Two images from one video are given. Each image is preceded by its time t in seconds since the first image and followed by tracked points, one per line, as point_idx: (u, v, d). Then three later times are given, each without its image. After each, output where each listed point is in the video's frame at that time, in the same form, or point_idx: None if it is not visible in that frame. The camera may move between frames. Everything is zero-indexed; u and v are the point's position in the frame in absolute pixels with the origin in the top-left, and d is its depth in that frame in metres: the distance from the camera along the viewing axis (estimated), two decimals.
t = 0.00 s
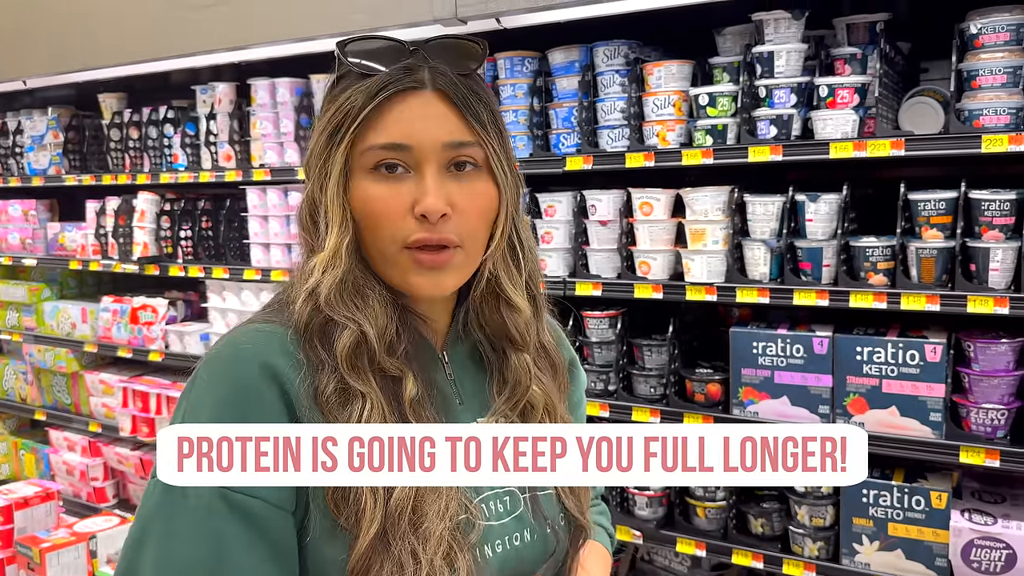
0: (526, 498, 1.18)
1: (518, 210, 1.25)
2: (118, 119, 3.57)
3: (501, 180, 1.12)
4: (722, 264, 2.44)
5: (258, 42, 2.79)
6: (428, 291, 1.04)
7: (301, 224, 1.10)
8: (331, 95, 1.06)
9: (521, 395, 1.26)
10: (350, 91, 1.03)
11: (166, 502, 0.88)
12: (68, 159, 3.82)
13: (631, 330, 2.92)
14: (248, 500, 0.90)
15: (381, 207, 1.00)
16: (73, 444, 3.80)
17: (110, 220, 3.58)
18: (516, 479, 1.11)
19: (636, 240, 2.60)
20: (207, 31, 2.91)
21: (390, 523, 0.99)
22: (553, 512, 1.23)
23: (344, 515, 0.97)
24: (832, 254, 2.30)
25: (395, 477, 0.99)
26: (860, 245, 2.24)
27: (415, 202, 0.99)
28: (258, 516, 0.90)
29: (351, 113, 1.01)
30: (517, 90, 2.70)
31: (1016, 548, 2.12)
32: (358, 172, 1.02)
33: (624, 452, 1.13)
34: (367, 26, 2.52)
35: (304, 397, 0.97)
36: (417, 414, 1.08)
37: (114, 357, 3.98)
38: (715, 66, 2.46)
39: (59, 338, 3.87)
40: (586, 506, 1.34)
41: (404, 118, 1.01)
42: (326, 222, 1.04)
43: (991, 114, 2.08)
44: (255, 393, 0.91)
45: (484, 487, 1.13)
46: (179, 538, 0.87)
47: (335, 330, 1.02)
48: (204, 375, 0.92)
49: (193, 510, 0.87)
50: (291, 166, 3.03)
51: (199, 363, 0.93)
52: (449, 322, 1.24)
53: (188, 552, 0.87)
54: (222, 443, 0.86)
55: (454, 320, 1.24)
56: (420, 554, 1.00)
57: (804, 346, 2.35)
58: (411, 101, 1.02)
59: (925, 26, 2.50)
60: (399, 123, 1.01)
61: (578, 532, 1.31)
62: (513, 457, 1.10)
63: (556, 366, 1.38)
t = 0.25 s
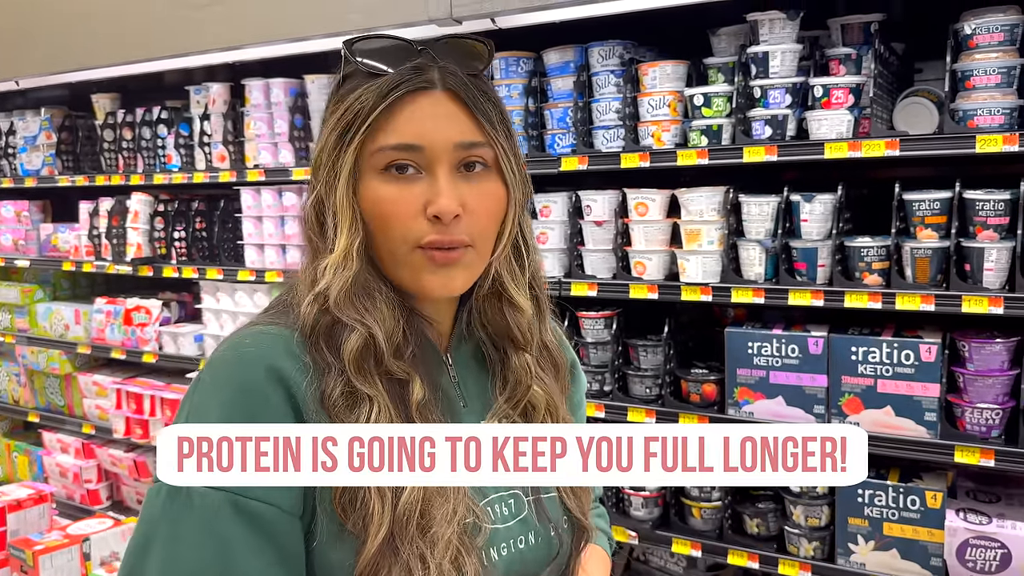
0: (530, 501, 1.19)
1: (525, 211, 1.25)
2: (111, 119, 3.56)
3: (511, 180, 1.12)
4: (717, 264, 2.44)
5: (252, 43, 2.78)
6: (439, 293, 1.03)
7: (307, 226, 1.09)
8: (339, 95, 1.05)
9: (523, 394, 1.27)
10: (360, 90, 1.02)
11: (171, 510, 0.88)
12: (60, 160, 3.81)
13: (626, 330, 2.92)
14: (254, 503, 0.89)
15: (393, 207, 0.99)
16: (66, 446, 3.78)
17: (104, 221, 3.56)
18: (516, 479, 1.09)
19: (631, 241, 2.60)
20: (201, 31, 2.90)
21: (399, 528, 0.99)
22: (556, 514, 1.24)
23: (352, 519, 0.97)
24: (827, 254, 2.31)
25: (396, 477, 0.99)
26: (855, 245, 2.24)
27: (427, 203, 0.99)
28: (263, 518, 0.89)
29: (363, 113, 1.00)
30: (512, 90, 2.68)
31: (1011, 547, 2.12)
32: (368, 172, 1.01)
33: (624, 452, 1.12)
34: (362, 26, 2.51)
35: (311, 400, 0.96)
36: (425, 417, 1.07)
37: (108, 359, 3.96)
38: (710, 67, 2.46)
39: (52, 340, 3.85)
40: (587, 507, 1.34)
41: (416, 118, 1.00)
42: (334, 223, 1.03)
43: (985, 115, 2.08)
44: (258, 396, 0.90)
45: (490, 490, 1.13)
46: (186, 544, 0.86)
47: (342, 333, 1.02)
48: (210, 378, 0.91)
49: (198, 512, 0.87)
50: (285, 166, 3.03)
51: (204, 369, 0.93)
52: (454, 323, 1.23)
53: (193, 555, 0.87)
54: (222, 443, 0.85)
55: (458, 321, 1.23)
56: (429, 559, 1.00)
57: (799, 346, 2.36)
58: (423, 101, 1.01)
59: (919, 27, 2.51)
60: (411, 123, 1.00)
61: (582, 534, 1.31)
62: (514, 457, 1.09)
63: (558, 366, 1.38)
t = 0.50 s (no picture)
0: (532, 501, 1.19)
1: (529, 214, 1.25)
2: (102, 120, 3.54)
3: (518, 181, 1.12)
4: (711, 264, 2.44)
5: (244, 43, 2.77)
6: (451, 297, 1.03)
7: (312, 230, 1.06)
8: (346, 97, 1.02)
9: (527, 394, 1.27)
10: (369, 91, 1.00)
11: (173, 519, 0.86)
12: (52, 161, 3.79)
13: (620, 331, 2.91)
14: (263, 509, 0.88)
15: (405, 210, 0.98)
16: (58, 447, 3.77)
17: (95, 222, 3.55)
18: (516, 479, 1.09)
19: (624, 241, 2.59)
20: (192, 31, 2.89)
21: (410, 536, 1.00)
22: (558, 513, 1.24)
23: (361, 526, 0.97)
24: (820, 254, 2.31)
25: (395, 477, 0.99)
26: (848, 245, 2.24)
27: (441, 206, 0.98)
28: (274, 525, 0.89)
29: (373, 115, 0.98)
30: (505, 90, 2.67)
31: (1004, 546, 2.12)
32: (378, 176, 0.99)
33: (624, 452, 1.11)
34: (355, 26, 2.51)
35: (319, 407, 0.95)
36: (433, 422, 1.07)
37: (100, 360, 3.94)
38: (703, 67, 2.45)
39: (43, 341, 3.83)
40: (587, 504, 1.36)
41: (429, 120, 0.99)
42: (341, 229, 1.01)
43: (978, 115, 2.08)
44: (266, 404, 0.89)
45: (495, 492, 1.13)
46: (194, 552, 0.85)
47: (350, 339, 1.01)
48: (216, 383, 0.90)
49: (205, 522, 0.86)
50: (278, 167, 3.01)
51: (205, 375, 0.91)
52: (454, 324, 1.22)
53: (200, 560, 0.86)
54: (222, 443, 0.84)
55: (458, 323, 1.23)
56: (439, 566, 1.01)
57: (792, 345, 2.35)
58: (434, 102, 1.00)
59: (912, 27, 2.51)
60: (424, 125, 0.99)
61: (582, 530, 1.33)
62: (513, 457, 1.08)
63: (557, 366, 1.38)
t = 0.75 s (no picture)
0: (538, 499, 1.15)
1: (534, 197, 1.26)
2: (94, 120, 3.52)
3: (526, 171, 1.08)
4: (705, 266, 2.43)
5: (237, 44, 2.76)
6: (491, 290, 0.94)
7: (317, 230, 0.93)
8: (368, 91, 0.88)
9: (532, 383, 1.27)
10: (403, 87, 0.87)
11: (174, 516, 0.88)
12: (43, 162, 3.76)
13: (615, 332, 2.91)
14: (234, 531, 0.85)
15: (446, 210, 0.87)
16: (49, 450, 3.74)
17: (87, 223, 3.53)
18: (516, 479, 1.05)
19: (619, 242, 2.59)
20: (185, 31, 2.87)
21: (423, 550, 0.95)
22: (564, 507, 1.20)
23: (372, 540, 0.92)
24: (815, 256, 2.31)
25: (395, 476, 0.93)
26: (843, 246, 2.24)
27: (482, 202, 0.88)
28: (257, 551, 0.85)
29: (414, 114, 0.86)
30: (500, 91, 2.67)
31: (998, 547, 2.13)
32: (415, 176, 0.87)
33: (624, 451, 1.10)
34: (349, 27, 2.50)
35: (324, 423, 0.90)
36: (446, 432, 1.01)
37: (91, 362, 3.92)
38: (697, 68, 2.45)
39: (34, 343, 3.81)
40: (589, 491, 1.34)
41: (467, 115, 0.90)
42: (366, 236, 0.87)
43: (972, 116, 2.08)
44: (256, 423, 0.85)
45: (499, 493, 1.08)
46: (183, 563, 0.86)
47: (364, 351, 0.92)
48: (208, 399, 0.86)
49: (190, 540, 0.85)
50: (271, 168, 3.00)
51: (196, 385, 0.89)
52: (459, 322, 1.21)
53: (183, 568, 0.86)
54: (222, 442, 0.82)
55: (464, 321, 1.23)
56: None
57: (787, 347, 2.35)
58: (467, 99, 0.90)
59: (906, 28, 2.52)
60: (461, 121, 0.89)
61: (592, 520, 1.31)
62: (513, 456, 1.04)
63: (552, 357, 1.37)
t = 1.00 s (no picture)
0: (543, 499, 1.15)
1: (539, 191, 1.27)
2: (87, 120, 3.50)
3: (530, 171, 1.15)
4: (701, 266, 2.43)
5: (230, 43, 2.74)
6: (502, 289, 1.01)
7: (331, 229, 1.01)
8: (384, 90, 0.96)
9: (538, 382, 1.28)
10: (422, 83, 0.94)
11: (183, 519, 0.87)
12: (35, 162, 3.74)
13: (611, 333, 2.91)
14: (252, 528, 0.84)
15: (463, 202, 0.96)
16: (41, 452, 3.72)
17: (79, 223, 3.51)
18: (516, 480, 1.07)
19: (614, 242, 2.58)
20: (177, 31, 2.85)
21: (429, 557, 0.95)
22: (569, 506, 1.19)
23: (378, 546, 0.92)
24: (810, 256, 2.30)
25: (395, 477, 0.93)
26: (839, 246, 2.23)
27: (497, 196, 0.97)
28: (273, 550, 0.85)
29: (432, 109, 0.93)
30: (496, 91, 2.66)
31: (994, 547, 2.13)
32: (434, 169, 0.95)
33: (624, 452, 1.16)
34: (342, 25, 2.48)
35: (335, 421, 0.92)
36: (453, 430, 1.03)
37: (84, 364, 3.90)
38: (693, 68, 2.44)
39: (26, 344, 3.79)
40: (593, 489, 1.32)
41: (480, 111, 0.97)
42: (389, 222, 0.96)
43: (968, 116, 2.08)
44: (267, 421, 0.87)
45: (505, 492, 1.08)
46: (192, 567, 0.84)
47: (375, 351, 0.97)
48: (219, 399, 0.88)
49: (202, 542, 0.84)
50: (265, 167, 2.99)
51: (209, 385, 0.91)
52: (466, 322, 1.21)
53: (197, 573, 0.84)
54: (221, 443, 0.85)
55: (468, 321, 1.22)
56: None
57: (783, 347, 2.35)
58: (480, 94, 0.98)
59: (901, 28, 2.51)
60: (477, 115, 0.97)
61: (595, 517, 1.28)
62: (513, 456, 1.07)
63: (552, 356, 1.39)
